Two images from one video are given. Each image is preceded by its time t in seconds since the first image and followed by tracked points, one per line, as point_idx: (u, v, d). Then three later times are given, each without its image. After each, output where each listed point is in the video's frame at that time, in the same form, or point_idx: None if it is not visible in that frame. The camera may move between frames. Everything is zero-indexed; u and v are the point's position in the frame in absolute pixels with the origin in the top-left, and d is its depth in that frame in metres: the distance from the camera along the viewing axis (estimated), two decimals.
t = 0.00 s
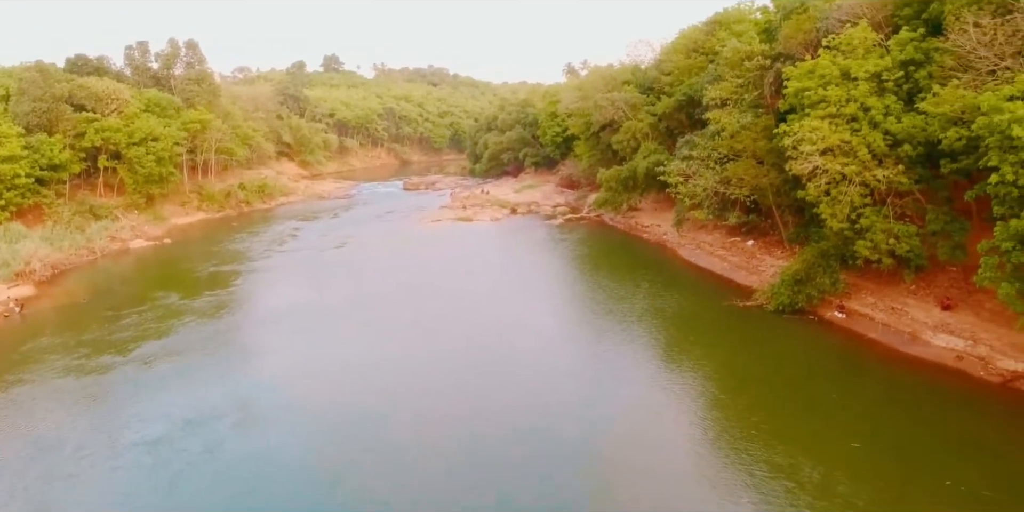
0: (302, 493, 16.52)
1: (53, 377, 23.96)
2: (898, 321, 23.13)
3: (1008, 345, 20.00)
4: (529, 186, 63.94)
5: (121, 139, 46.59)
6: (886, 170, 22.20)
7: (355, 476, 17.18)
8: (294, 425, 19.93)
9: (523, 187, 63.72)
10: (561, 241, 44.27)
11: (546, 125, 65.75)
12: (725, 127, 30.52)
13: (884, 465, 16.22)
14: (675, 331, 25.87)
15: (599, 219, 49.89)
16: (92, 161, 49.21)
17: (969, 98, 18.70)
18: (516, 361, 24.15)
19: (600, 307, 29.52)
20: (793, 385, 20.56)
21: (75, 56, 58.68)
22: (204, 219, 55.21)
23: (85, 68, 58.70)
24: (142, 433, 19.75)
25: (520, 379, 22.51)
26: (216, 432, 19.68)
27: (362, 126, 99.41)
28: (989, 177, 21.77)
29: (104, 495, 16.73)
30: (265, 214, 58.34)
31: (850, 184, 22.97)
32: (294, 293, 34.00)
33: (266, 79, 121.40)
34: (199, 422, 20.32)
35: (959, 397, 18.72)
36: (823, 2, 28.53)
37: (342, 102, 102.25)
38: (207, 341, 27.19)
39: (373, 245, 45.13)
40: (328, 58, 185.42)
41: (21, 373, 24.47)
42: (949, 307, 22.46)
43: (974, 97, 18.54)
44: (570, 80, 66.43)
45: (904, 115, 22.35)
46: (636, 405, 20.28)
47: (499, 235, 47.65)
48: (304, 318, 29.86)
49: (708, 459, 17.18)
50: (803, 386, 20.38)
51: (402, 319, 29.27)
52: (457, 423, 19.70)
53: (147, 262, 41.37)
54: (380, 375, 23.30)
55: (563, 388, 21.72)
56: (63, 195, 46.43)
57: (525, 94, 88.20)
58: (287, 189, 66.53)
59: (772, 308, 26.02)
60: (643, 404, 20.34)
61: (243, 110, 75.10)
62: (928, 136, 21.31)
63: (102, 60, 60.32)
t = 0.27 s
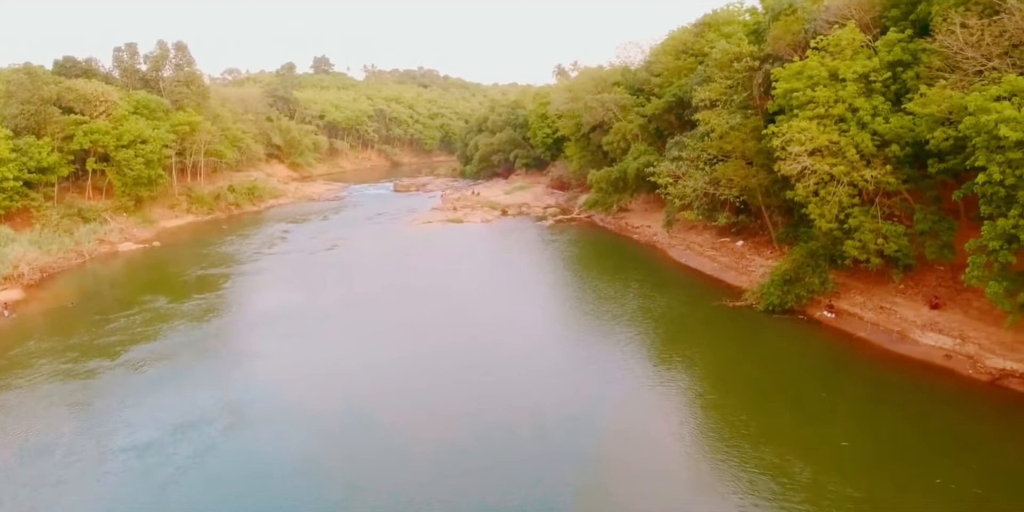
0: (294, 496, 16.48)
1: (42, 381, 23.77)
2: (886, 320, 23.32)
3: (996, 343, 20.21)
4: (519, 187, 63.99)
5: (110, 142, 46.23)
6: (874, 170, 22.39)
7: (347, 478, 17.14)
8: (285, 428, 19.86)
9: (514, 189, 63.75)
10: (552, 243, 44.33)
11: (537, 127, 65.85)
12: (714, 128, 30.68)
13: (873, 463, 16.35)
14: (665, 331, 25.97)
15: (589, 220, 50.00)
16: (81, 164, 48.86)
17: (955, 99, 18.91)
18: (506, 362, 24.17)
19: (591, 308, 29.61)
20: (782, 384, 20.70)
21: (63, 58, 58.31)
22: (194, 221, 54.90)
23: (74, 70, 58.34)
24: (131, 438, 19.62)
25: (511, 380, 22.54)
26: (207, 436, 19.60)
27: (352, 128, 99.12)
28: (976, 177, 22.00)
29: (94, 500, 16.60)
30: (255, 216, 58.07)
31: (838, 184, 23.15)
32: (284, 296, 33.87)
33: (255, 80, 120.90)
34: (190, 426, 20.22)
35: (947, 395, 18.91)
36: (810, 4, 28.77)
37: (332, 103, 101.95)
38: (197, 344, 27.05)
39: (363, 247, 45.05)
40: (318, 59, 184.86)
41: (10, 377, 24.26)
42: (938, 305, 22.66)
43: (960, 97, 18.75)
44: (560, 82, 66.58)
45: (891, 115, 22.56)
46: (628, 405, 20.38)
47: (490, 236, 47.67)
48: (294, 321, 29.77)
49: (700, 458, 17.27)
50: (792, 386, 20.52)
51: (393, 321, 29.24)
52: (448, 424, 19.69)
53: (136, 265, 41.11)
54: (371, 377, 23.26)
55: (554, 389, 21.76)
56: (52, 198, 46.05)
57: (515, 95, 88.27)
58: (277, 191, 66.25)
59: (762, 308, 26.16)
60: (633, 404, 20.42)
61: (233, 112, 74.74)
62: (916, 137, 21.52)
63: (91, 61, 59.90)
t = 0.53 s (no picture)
0: (283, 499, 16.37)
1: (26, 386, 23.46)
2: (872, 320, 23.55)
3: (980, 341, 20.47)
4: (507, 189, 64.00)
5: (95, 144, 45.79)
6: (859, 170, 22.61)
7: (336, 481, 17.06)
8: (272, 431, 19.72)
9: (501, 190, 63.75)
10: (539, 244, 44.39)
11: (524, 128, 65.92)
12: (700, 130, 30.87)
13: (859, 462, 16.49)
14: (652, 331, 26.10)
15: (576, 221, 50.12)
16: (65, 166, 48.33)
17: (939, 100, 19.15)
18: (494, 364, 24.16)
19: (579, 308, 29.71)
20: (769, 384, 20.84)
21: (48, 59, 57.77)
22: (180, 224, 54.40)
23: (58, 71, 57.79)
24: (117, 443, 19.40)
25: (499, 382, 22.53)
26: (194, 440, 19.42)
27: (339, 129, 98.68)
28: (960, 177, 22.26)
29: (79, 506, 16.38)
30: (242, 218, 57.66)
31: (824, 185, 23.36)
32: (272, 298, 33.67)
33: (241, 82, 120.09)
34: (176, 430, 20.03)
35: (931, 393, 19.15)
36: (795, 6, 29.05)
37: (319, 105, 101.46)
38: (183, 347, 26.83)
39: (350, 249, 44.89)
40: (305, 61, 184.12)
41: None
42: (922, 305, 22.92)
43: (944, 99, 18.99)
44: (548, 83, 66.70)
45: (876, 116, 22.80)
46: (616, 405, 20.47)
47: (478, 238, 47.67)
48: (280, 323, 29.61)
49: (688, 457, 17.38)
50: (778, 385, 20.67)
51: (380, 323, 29.18)
52: (437, 426, 19.64)
53: (121, 268, 40.71)
54: (358, 379, 23.18)
55: (543, 389, 21.79)
56: (36, 201, 45.49)
57: (503, 97, 88.27)
58: (263, 193, 65.81)
59: (749, 309, 26.32)
60: (621, 404, 20.49)
61: (219, 114, 74.19)
62: (900, 138, 21.77)
63: (76, 63, 59.36)
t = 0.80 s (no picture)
0: (269, 503, 16.26)
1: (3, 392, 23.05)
2: (853, 319, 23.85)
3: (960, 339, 20.80)
4: (491, 190, 64.00)
5: (74, 146, 45.23)
6: (839, 171, 22.89)
7: (322, 484, 16.97)
8: (257, 435, 19.59)
9: (485, 192, 63.74)
10: (523, 245, 44.42)
11: (508, 130, 65.98)
12: (683, 131, 31.08)
13: (841, 459, 16.71)
14: (637, 332, 26.25)
15: (560, 223, 50.25)
16: (44, 168, 47.66)
17: (919, 101, 19.47)
18: (480, 365, 24.16)
19: (563, 310, 29.78)
20: (752, 383, 21.04)
21: (26, 60, 57.02)
22: (161, 226, 53.80)
23: (37, 72, 57.03)
24: (98, 449, 19.15)
25: (484, 383, 22.55)
26: (177, 444, 19.23)
27: (322, 131, 98.12)
28: (938, 178, 22.63)
29: None
30: (223, 221, 57.14)
31: (805, 186, 23.61)
32: (254, 301, 33.43)
33: (223, 83, 119.07)
34: (159, 435, 19.82)
35: (911, 391, 19.43)
36: (776, 9, 29.38)
37: (301, 106, 100.84)
38: (165, 351, 26.55)
39: (333, 251, 44.67)
40: (287, 62, 182.93)
41: None
42: (902, 304, 23.25)
43: (923, 100, 19.32)
44: (531, 85, 66.85)
45: (856, 118, 23.11)
46: (601, 406, 20.54)
47: (462, 239, 47.64)
48: (264, 326, 29.42)
49: (673, 456, 17.49)
50: (761, 384, 20.89)
51: (364, 325, 29.07)
52: (423, 428, 19.62)
53: (101, 271, 40.16)
54: (343, 381, 23.10)
55: (528, 390, 21.84)
56: (14, 204, 44.79)
57: (486, 98, 88.33)
58: (245, 195, 65.27)
59: (732, 309, 26.53)
60: (607, 405, 20.59)
61: (200, 115, 73.48)
62: (880, 139, 22.08)
63: (55, 63, 58.63)
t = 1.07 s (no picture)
0: (258, 505, 16.18)
1: None
2: (837, 317, 24.11)
3: (943, 336, 21.10)
4: (477, 190, 63.97)
5: (58, 146, 44.71)
6: (823, 171, 23.11)
7: (311, 486, 16.90)
8: (244, 436, 19.47)
9: (472, 191, 63.71)
10: (510, 245, 44.44)
11: (494, 130, 65.99)
12: (668, 131, 31.23)
13: (827, 456, 16.89)
14: (624, 331, 26.38)
15: (547, 222, 50.33)
16: (26, 169, 47.08)
17: (901, 101, 19.72)
18: (468, 365, 24.15)
19: (551, 309, 29.86)
20: (738, 381, 21.21)
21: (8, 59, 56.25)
22: (145, 227, 53.28)
23: (18, 71, 56.27)
24: (83, 452, 18.95)
25: (473, 383, 22.56)
26: (163, 447, 19.07)
27: (307, 131, 97.58)
28: (921, 177, 22.92)
29: None
30: (208, 221, 56.69)
31: (789, 185, 23.82)
32: (239, 302, 33.19)
33: (208, 82, 118.14)
34: (144, 438, 19.64)
35: (894, 389, 19.69)
36: (761, 9, 29.61)
37: (287, 106, 100.24)
38: (149, 353, 26.32)
39: (319, 251, 44.46)
40: (272, 61, 181.72)
41: None
42: (886, 302, 23.54)
43: (906, 100, 19.55)
44: (517, 85, 66.90)
45: (839, 117, 23.36)
46: (589, 405, 20.61)
47: (449, 239, 47.59)
48: (249, 327, 29.22)
49: (661, 455, 17.60)
50: (747, 382, 21.06)
51: (351, 325, 28.95)
52: (411, 428, 19.59)
53: (83, 272, 39.71)
54: (330, 382, 23.00)
55: (517, 390, 21.87)
56: None
57: (472, 98, 88.27)
58: (230, 195, 64.80)
59: (718, 307, 26.72)
60: (595, 404, 20.67)
61: (184, 115, 72.82)
62: (863, 138, 22.34)
63: (38, 63, 57.89)
